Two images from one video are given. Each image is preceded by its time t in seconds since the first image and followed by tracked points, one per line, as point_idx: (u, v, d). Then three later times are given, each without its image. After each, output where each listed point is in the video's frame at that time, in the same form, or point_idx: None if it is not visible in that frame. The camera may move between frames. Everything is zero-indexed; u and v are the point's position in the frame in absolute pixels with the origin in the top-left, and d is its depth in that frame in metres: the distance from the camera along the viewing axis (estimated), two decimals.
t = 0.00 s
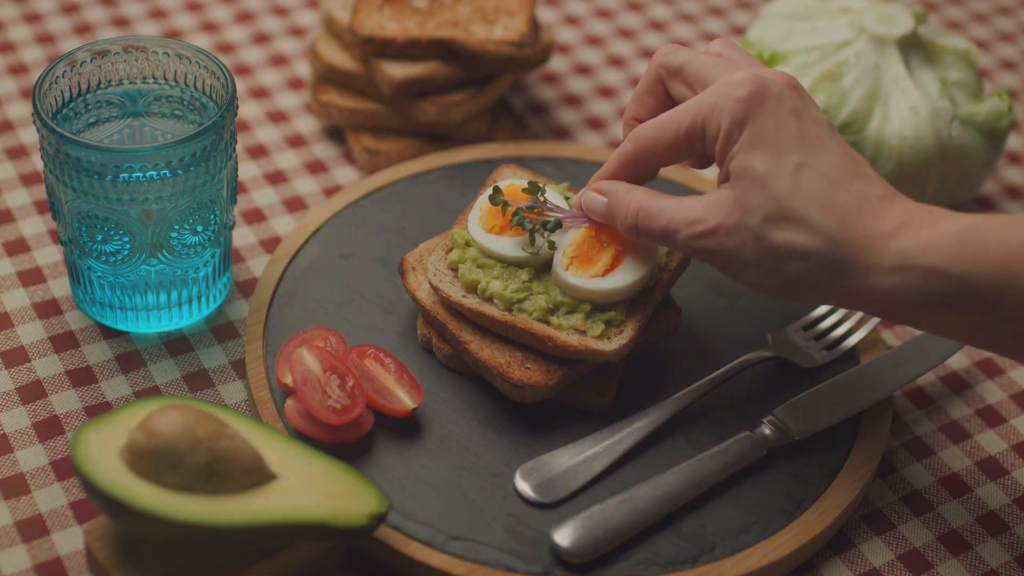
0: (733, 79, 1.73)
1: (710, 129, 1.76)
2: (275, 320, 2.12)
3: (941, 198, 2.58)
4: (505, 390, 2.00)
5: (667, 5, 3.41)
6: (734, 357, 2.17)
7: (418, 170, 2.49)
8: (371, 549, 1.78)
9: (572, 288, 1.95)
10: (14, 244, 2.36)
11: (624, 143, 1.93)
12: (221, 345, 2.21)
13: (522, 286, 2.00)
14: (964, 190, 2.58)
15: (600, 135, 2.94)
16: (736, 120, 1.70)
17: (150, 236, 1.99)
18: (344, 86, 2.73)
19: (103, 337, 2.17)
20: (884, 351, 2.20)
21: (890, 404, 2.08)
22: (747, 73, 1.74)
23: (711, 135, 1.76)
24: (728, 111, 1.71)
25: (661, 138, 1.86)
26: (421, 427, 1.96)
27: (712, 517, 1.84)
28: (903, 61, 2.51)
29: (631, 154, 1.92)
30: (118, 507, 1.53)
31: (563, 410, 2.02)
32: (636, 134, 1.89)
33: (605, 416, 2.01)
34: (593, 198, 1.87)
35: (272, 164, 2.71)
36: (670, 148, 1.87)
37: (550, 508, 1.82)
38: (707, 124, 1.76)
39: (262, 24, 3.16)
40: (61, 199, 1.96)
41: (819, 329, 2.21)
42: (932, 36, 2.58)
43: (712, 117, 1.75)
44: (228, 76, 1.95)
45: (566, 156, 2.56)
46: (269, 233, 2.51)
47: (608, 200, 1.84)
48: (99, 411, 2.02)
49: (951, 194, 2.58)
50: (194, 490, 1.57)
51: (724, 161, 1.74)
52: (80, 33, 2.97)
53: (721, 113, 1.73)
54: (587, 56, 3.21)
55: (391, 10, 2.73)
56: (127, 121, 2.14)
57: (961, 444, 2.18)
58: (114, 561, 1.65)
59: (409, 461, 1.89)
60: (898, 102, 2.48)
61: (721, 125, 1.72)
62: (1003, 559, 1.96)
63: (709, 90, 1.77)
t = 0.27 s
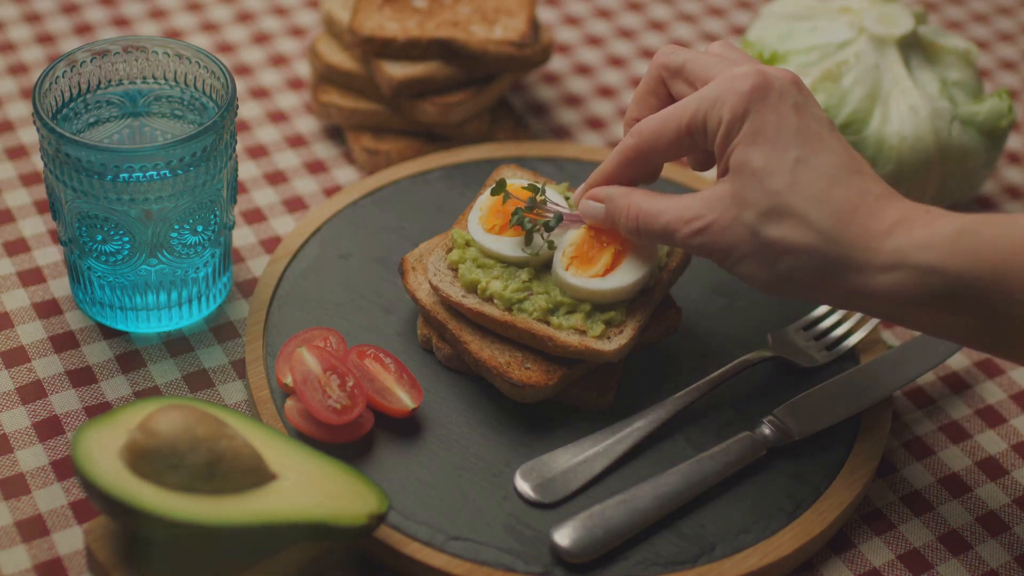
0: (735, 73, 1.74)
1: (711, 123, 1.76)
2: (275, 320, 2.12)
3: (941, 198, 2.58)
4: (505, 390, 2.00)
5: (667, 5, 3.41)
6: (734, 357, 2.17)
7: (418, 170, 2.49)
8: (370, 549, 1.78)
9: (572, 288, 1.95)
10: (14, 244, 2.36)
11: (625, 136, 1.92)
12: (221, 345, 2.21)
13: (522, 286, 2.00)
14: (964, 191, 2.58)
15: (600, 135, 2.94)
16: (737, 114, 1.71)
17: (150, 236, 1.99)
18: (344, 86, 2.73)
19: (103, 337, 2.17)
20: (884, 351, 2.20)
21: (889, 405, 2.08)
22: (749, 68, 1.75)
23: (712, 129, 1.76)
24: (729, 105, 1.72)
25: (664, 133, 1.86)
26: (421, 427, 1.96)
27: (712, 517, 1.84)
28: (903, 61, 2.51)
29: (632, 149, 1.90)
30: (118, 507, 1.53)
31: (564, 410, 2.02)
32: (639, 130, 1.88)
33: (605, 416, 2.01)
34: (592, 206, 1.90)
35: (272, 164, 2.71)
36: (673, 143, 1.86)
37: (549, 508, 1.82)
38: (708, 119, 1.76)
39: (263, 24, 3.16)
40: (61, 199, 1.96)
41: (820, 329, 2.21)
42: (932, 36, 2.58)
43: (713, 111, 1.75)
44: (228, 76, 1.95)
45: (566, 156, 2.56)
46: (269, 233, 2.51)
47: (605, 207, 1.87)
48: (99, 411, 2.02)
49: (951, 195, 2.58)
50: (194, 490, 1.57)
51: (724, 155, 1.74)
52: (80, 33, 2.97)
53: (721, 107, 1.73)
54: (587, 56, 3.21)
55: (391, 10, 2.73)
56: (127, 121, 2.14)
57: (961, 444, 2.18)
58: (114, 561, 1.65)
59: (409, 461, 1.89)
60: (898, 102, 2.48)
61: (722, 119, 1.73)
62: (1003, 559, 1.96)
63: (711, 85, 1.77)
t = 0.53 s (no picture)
0: (739, 66, 1.75)
1: (714, 115, 1.76)
2: (275, 320, 2.12)
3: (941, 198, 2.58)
4: (505, 390, 2.00)
5: (667, 5, 3.41)
6: (734, 357, 2.17)
7: (418, 170, 2.49)
8: (370, 549, 1.78)
9: (572, 288, 1.95)
10: (14, 244, 2.36)
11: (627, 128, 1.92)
12: (221, 345, 2.21)
13: (522, 286, 2.00)
14: (963, 191, 2.58)
15: (600, 135, 2.94)
16: (740, 107, 1.71)
17: (150, 236, 1.99)
18: (344, 86, 2.73)
19: (103, 337, 2.17)
20: (884, 351, 2.20)
21: (889, 405, 2.08)
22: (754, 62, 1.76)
23: (714, 121, 1.76)
24: (732, 97, 1.72)
25: (665, 126, 1.86)
26: (421, 427, 1.96)
27: (712, 517, 1.84)
28: (903, 61, 2.51)
29: (634, 142, 1.90)
30: (118, 507, 1.53)
31: (564, 410, 2.02)
32: (641, 121, 1.89)
33: (605, 416, 2.01)
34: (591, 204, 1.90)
35: (272, 164, 2.71)
36: (674, 136, 1.86)
37: (549, 508, 1.82)
38: (710, 110, 1.76)
39: (263, 24, 3.16)
40: (61, 199, 1.96)
41: (820, 329, 2.21)
42: (932, 36, 2.58)
43: (715, 103, 1.75)
44: (228, 76, 1.95)
45: (566, 156, 2.56)
46: (269, 233, 2.51)
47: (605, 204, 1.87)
48: (99, 411, 2.02)
49: (951, 195, 2.58)
50: (194, 490, 1.57)
51: (727, 146, 1.74)
52: (80, 33, 2.97)
53: (724, 99, 1.73)
54: (587, 56, 3.21)
55: (391, 10, 2.73)
56: (127, 121, 2.14)
57: (961, 444, 2.18)
58: (113, 561, 1.64)
59: (409, 461, 1.89)
60: (899, 102, 2.47)
61: (724, 110, 1.73)
62: (1003, 559, 1.96)
63: (714, 78, 1.78)
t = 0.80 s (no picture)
0: (744, 58, 1.75)
1: (715, 105, 1.76)
2: (275, 320, 2.12)
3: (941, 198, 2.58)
4: (504, 391, 2.00)
5: (667, 5, 3.41)
6: (734, 357, 2.17)
7: (418, 170, 2.49)
8: (370, 549, 1.78)
9: (572, 288, 1.95)
10: (14, 244, 2.36)
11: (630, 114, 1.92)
12: (221, 345, 2.21)
13: (522, 286, 2.00)
14: (963, 191, 2.58)
15: (600, 135, 2.94)
16: (742, 98, 1.71)
17: (150, 236, 1.99)
18: (344, 86, 2.73)
19: (103, 337, 2.17)
20: (884, 351, 2.19)
21: (889, 405, 2.08)
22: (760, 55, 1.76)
23: (716, 112, 1.77)
24: (735, 89, 1.72)
25: (668, 113, 1.86)
26: (421, 427, 1.96)
27: (711, 518, 1.84)
28: (903, 61, 2.51)
29: (635, 128, 1.91)
30: (118, 507, 1.53)
31: (564, 410, 2.02)
32: (643, 105, 1.89)
33: (605, 416, 2.01)
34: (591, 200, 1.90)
35: (272, 164, 2.71)
36: (676, 124, 1.87)
37: (549, 508, 1.82)
38: (712, 100, 1.76)
39: (263, 24, 3.16)
40: (61, 199, 1.96)
41: (820, 329, 2.21)
42: (932, 36, 2.58)
43: (718, 93, 1.75)
44: (228, 76, 1.95)
45: (566, 156, 2.56)
46: (269, 232, 2.51)
47: (605, 199, 1.87)
48: (98, 411, 2.02)
49: (951, 195, 2.58)
50: (194, 490, 1.57)
51: (730, 137, 1.75)
52: (80, 33, 2.97)
53: (727, 90, 1.73)
54: (587, 56, 3.21)
55: (391, 10, 2.73)
56: (127, 121, 2.14)
57: (961, 444, 2.18)
58: (114, 561, 1.64)
59: (409, 461, 1.89)
60: (899, 101, 2.47)
61: (727, 100, 1.73)
62: (1003, 560, 1.96)
63: (718, 68, 1.78)
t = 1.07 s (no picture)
0: (749, 54, 1.75)
1: (718, 100, 1.77)
2: (275, 321, 2.12)
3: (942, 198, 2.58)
4: (504, 391, 2.00)
5: (667, 5, 3.41)
6: (734, 357, 2.17)
7: (418, 170, 2.49)
8: (370, 549, 1.78)
9: (572, 288, 1.95)
10: (14, 244, 2.36)
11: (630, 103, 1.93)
12: (220, 345, 2.21)
13: (522, 286, 2.00)
14: (964, 191, 2.58)
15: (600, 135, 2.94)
16: (745, 94, 1.71)
17: (150, 236, 1.99)
18: (344, 86, 2.73)
19: (103, 337, 2.17)
20: (884, 351, 2.19)
21: (889, 405, 2.08)
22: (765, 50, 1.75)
23: (718, 106, 1.77)
24: (737, 84, 1.72)
25: (670, 105, 1.86)
26: (421, 427, 1.96)
27: (711, 518, 1.84)
28: (903, 61, 2.52)
29: (636, 117, 1.91)
30: (118, 507, 1.53)
31: (564, 410, 2.02)
32: (645, 96, 1.90)
33: (605, 416, 2.01)
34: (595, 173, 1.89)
35: (272, 164, 2.71)
36: (678, 116, 1.87)
37: (549, 508, 1.82)
38: (715, 95, 1.77)
39: (263, 24, 3.16)
40: (60, 199, 1.96)
41: (820, 329, 2.21)
42: (932, 36, 2.58)
43: (721, 87, 1.75)
44: (228, 76, 1.95)
45: (566, 156, 2.56)
46: (269, 232, 2.51)
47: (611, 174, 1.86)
48: (98, 411, 2.02)
49: (951, 195, 2.58)
50: (194, 490, 1.57)
51: (732, 134, 1.76)
52: (80, 33, 2.97)
53: (729, 85, 1.74)
54: (587, 56, 3.21)
55: (391, 10, 2.73)
56: (127, 121, 2.14)
57: (961, 444, 2.18)
58: (114, 561, 1.64)
59: (409, 461, 1.89)
60: (899, 101, 2.47)
61: (730, 95, 1.74)
62: (1003, 560, 1.96)
63: (723, 62, 1.78)
